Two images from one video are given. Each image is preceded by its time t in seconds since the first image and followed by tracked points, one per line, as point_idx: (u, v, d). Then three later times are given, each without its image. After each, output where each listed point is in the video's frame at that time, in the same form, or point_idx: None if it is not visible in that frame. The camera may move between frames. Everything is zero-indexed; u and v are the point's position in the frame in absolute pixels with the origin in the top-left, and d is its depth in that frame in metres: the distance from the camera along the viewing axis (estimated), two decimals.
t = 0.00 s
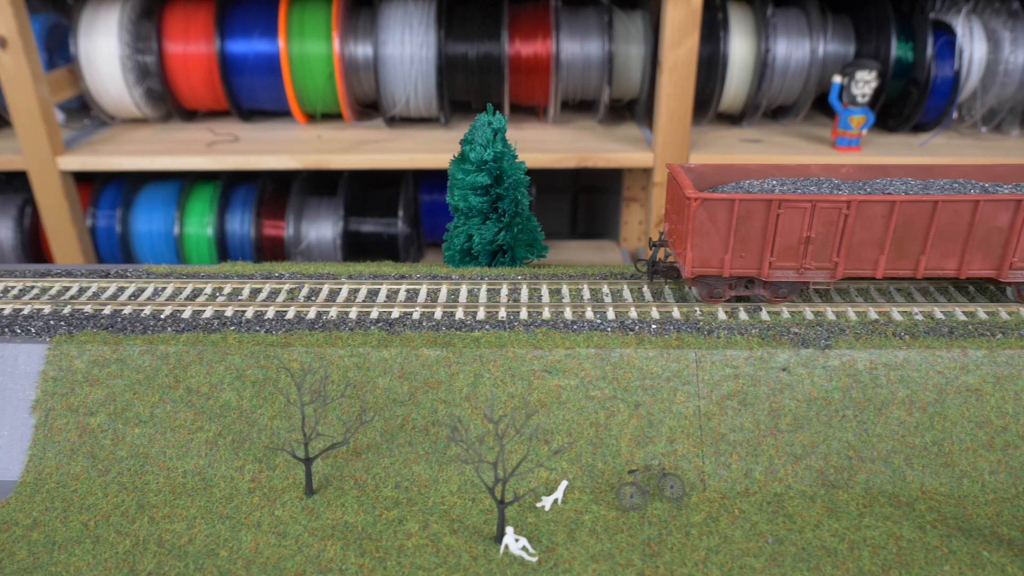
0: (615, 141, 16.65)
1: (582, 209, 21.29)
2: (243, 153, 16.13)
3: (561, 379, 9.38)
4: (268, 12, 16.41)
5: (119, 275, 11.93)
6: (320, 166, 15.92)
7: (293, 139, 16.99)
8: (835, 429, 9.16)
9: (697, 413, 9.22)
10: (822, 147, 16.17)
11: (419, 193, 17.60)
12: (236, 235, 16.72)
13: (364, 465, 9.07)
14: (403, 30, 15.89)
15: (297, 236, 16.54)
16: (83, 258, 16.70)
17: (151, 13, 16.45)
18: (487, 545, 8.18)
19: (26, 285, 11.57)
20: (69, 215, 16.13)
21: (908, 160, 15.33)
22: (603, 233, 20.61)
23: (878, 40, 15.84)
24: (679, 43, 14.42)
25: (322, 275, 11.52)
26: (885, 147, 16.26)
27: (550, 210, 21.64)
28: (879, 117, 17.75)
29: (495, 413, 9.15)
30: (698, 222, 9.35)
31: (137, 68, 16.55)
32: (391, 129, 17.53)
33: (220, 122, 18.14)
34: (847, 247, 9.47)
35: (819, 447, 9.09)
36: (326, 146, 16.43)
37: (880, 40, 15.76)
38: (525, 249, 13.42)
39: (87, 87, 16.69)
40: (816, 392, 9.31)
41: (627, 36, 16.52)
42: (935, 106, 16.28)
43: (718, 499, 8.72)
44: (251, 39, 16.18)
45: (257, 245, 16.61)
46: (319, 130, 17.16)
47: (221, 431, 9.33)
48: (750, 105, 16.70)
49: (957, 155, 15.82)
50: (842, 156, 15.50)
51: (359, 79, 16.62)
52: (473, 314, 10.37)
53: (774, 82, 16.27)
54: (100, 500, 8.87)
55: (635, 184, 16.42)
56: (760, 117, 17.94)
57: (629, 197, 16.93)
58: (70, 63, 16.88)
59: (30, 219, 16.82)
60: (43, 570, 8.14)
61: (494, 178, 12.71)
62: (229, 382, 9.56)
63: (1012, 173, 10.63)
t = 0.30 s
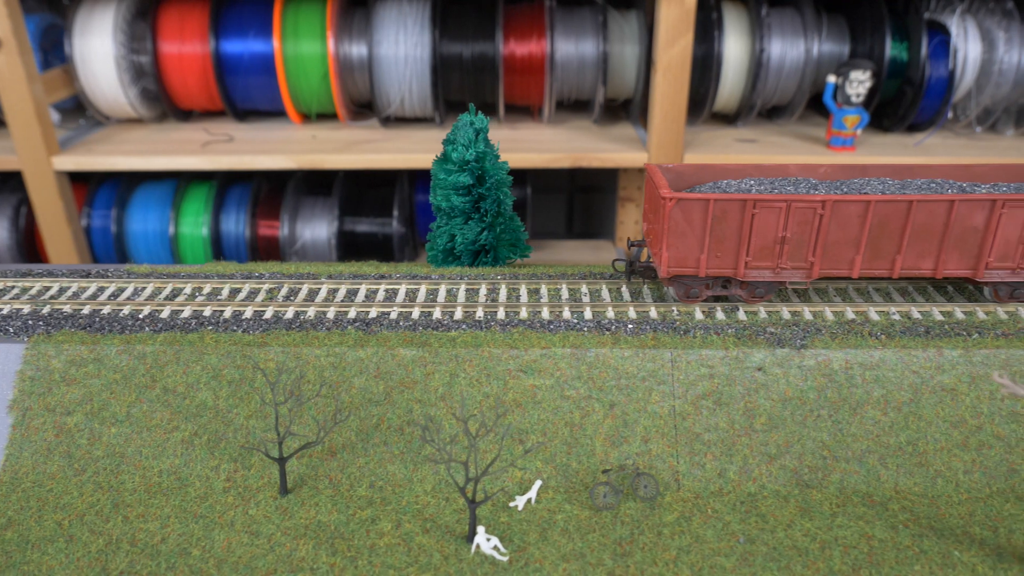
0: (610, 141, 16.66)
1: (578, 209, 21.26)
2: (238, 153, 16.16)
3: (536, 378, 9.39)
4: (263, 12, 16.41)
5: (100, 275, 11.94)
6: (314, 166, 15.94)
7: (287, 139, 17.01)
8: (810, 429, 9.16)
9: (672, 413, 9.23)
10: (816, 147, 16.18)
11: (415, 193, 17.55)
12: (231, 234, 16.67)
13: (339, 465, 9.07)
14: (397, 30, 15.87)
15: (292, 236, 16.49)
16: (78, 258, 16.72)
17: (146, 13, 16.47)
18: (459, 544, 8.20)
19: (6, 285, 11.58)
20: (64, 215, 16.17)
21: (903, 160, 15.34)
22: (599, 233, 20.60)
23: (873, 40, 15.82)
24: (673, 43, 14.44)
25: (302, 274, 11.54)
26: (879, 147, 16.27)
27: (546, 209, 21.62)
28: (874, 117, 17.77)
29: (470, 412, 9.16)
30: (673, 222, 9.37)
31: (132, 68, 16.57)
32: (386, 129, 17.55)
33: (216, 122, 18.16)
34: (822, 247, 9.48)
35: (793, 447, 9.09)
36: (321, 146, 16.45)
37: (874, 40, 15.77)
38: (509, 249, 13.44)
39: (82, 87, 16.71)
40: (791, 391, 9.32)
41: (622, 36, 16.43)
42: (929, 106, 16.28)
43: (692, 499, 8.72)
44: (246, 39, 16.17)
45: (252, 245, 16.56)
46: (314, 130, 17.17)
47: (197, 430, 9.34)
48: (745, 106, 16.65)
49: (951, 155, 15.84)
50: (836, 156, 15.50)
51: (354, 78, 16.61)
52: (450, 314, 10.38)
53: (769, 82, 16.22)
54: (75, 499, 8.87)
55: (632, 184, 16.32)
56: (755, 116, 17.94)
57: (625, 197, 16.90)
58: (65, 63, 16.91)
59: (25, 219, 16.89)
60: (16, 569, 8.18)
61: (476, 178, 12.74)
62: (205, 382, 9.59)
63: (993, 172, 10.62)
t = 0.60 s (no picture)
0: (606, 141, 16.69)
1: (575, 209, 21.20)
2: (234, 153, 16.17)
3: (513, 378, 9.41)
4: (257, 11, 16.35)
5: (82, 275, 11.95)
6: (311, 165, 15.95)
7: (282, 139, 17.02)
8: (787, 428, 9.16)
9: (648, 412, 9.23)
10: (812, 148, 16.18)
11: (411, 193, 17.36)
12: (227, 234, 16.63)
13: (316, 465, 9.08)
14: (392, 30, 15.93)
15: (287, 236, 16.51)
16: (74, 258, 16.75)
17: (142, 13, 16.47)
18: (433, 543, 8.21)
19: None
20: (59, 215, 16.20)
21: (898, 160, 15.34)
22: (596, 233, 20.60)
23: (868, 39, 15.74)
24: (668, 42, 14.44)
25: (283, 274, 11.55)
26: (875, 147, 16.26)
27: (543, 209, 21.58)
28: (869, 117, 17.80)
29: (447, 411, 9.17)
30: (651, 222, 9.37)
31: (128, 68, 16.58)
32: (382, 129, 17.57)
33: (211, 122, 18.17)
34: (800, 247, 9.47)
35: (770, 447, 9.09)
36: (316, 146, 16.46)
37: (870, 40, 15.67)
38: (493, 249, 13.46)
39: (78, 87, 16.73)
40: (768, 391, 9.33)
41: (617, 36, 16.48)
42: (924, 106, 16.29)
43: (668, 498, 8.72)
44: (241, 39, 16.12)
45: (248, 245, 16.54)
46: (310, 130, 17.18)
47: (175, 430, 9.35)
48: (740, 106, 16.66)
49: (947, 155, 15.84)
50: (832, 157, 15.49)
51: (349, 79, 16.57)
52: (429, 314, 10.40)
53: (764, 82, 16.21)
54: (52, 498, 8.86)
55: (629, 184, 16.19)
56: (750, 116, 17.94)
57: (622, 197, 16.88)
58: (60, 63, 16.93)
59: (21, 219, 16.96)
60: None
61: (460, 178, 12.74)
62: (183, 381, 9.61)
63: (972, 172, 10.60)
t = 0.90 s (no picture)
0: (601, 141, 16.69)
1: (571, 208, 21.00)
2: (228, 153, 16.16)
3: (489, 377, 9.45)
4: (252, 12, 16.37)
5: (62, 275, 11.98)
6: (305, 165, 15.95)
7: (277, 139, 17.03)
8: (761, 428, 9.17)
9: (623, 412, 9.25)
10: (806, 147, 16.16)
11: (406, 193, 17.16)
12: (221, 234, 16.64)
13: (291, 464, 9.09)
14: (387, 30, 15.89)
15: (282, 236, 16.51)
16: (69, 258, 16.79)
17: (136, 12, 16.46)
18: (404, 543, 8.22)
19: None
20: (54, 215, 16.24)
21: (893, 160, 15.32)
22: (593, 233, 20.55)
23: (862, 39, 15.76)
24: (662, 42, 14.41)
25: (263, 274, 11.55)
26: (869, 147, 16.24)
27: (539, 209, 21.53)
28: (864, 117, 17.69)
29: (422, 411, 9.19)
30: (626, 222, 9.38)
31: (123, 68, 16.59)
32: (377, 129, 17.55)
33: (206, 122, 18.17)
34: (775, 246, 9.48)
35: (744, 446, 9.09)
36: (311, 146, 16.46)
37: (864, 40, 15.69)
38: (476, 249, 13.49)
39: (73, 87, 16.75)
40: (743, 391, 9.34)
41: (611, 36, 16.43)
42: (919, 106, 16.22)
43: (641, 498, 8.72)
44: (236, 39, 16.13)
45: (242, 244, 16.55)
46: (305, 130, 17.17)
47: (151, 429, 9.36)
48: (734, 105, 16.69)
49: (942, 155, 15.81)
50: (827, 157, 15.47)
51: (344, 78, 16.55)
52: (407, 314, 10.42)
53: (758, 81, 16.16)
54: (27, 497, 8.81)
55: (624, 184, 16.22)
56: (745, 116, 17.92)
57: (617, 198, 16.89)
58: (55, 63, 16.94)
59: (15, 219, 16.99)
60: None
61: (442, 178, 12.76)
62: (160, 381, 9.63)
63: (951, 172, 10.47)
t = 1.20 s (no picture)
0: (596, 141, 16.74)
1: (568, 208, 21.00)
2: (224, 152, 16.16)
3: (467, 376, 9.46)
4: (248, 12, 16.36)
5: (45, 274, 11.97)
6: (301, 165, 15.94)
7: (272, 139, 17.04)
8: (738, 427, 9.17)
9: (600, 411, 9.26)
10: (802, 147, 16.13)
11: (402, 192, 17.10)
12: (216, 233, 16.58)
13: (269, 463, 9.10)
14: (382, 30, 15.92)
15: (277, 236, 16.46)
16: (65, 258, 16.78)
17: (131, 12, 16.46)
18: (379, 542, 8.23)
19: None
20: (49, 214, 16.26)
21: (888, 160, 15.29)
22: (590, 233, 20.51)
23: (858, 39, 15.70)
24: (657, 42, 14.37)
25: (245, 274, 11.54)
26: (864, 147, 16.20)
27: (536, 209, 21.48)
28: (860, 117, 17.64)
29: (400, 411, 9.21)
30: (604, 222, 9.38)
31: (118, 68, 16.58)
32: (372, 128, 17.52)
33: (201, 122, 18.15)
34: (753, 245, 9.48)
35: (721, 446, 9.09)
36: (306, 146, 16.46)
37: (859, 40, 15.64)
38: (461, 248, 13.48)
39: (68, 87, 16.78)
40: (720, 390, 9.34)
41: (607, 36, 16.39)
42: (914, 106, 16.19)
43: (617, 497, 8.73)
44: (231, 39, 16.14)
45: (237, 244, 16.53)
46: (300, 130, 17.14)
47: (130, 428, 9.37)
48: (730, 105, 16.64)
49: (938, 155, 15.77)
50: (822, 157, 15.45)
51: (339, 78, 16.55)
52: (386, 313, 10.42)
53: (754, 81, 16.13)
54: (4, 496, 8.81)
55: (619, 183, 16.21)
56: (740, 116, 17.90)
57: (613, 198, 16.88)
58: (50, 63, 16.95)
59: (11, 219, 17.01)
60: None
61: (426, 178, 12.78)
62: (139, 380, 9.65)
63: (930, 171, 10.51)
